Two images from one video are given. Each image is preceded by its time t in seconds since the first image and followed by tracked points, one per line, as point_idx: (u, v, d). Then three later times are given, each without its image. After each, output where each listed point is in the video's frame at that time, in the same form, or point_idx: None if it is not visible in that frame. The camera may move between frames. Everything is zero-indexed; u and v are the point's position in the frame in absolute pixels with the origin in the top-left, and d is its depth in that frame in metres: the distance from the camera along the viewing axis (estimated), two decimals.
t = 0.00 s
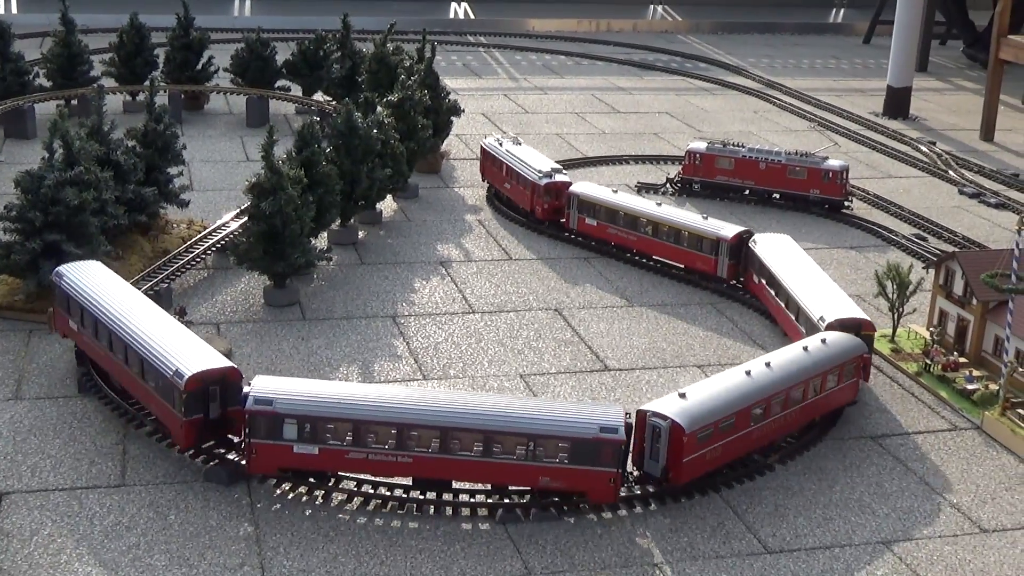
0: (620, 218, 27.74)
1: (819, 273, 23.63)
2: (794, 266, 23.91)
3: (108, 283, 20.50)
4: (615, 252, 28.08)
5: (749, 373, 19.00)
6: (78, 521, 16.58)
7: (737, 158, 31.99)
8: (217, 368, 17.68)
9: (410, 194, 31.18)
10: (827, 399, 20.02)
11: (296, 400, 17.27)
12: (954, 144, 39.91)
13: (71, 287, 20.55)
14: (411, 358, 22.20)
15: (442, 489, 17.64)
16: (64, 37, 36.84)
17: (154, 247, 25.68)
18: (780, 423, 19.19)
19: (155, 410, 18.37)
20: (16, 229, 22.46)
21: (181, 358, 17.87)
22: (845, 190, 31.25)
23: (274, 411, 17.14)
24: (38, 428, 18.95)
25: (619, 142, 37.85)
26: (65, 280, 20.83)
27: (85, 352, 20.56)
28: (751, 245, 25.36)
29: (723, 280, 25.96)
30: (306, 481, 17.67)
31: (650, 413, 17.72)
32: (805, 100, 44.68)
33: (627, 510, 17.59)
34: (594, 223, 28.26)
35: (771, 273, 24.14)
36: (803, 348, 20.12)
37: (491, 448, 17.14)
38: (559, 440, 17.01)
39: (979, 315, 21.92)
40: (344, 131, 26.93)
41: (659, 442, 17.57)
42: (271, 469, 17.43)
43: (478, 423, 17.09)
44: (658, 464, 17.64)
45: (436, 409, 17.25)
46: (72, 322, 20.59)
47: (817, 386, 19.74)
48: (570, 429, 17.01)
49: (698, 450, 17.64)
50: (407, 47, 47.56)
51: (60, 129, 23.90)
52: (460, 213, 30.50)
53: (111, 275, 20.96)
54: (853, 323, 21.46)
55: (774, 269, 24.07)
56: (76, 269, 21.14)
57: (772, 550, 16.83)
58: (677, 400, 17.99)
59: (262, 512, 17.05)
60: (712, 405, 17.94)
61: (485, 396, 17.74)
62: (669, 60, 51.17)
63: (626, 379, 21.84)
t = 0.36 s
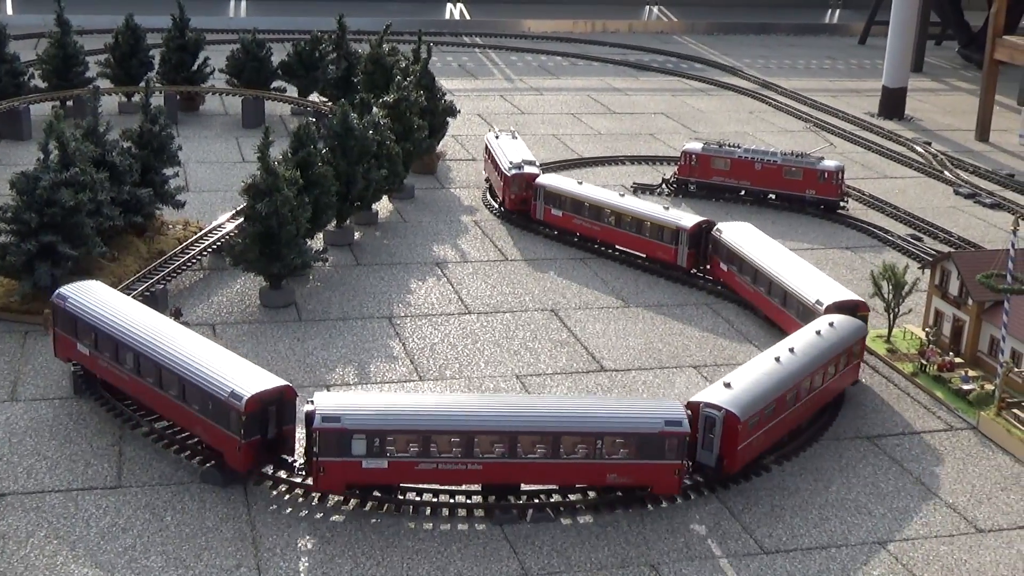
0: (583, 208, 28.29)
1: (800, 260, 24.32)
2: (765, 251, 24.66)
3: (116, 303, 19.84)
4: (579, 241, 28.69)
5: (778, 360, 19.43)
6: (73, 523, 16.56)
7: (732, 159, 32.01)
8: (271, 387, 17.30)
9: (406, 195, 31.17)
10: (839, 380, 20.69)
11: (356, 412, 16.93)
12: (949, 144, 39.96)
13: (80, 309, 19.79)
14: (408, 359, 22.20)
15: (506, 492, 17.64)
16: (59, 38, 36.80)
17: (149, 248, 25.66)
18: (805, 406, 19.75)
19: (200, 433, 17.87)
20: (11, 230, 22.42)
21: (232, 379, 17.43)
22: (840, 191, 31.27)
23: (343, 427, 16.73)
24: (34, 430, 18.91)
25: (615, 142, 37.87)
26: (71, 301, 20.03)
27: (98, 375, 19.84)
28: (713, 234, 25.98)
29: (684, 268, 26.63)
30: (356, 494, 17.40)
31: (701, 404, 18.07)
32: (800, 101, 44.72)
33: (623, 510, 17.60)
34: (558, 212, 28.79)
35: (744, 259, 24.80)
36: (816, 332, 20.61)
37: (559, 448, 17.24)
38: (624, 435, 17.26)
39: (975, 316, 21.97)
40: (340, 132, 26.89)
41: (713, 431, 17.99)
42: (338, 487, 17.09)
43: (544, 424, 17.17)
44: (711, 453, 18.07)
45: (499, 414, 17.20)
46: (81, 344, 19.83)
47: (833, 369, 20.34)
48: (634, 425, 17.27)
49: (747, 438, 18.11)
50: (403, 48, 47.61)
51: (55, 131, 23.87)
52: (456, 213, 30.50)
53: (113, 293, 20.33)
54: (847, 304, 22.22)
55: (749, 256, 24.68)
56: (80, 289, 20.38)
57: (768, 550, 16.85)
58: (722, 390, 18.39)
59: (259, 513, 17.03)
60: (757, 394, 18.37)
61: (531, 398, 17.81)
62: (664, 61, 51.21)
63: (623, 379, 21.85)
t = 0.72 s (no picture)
0: (550, 199, 28.88)
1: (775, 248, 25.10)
2: (733, 239, 25.42)
3: (138, 323, 19.33)
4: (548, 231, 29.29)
5: (797, 345, 20.07)
6: (69, 523, 16.52)
7: (728, 159, 32.04)
8: (331, 401, 17.12)
9: (402, 195, 31.14)
10: (843, 359, 21.55)
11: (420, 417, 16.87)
12: (945, 145, 39.98)
13: (102, 332, 19.21)
14: (404, 359, 22.19)
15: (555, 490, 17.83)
16: (55, 38, 36.74)
17: (145, 247, 25.62)
18: (822, 387, 20.49)
19: (256, 452, 17.56)
20: (7, 230, 22.37)
21: (289, 396, 17.19)
22: (836, 191, 31.29)
23: (418, 436, 16.67)
24: (30, 430, 18.87)
25: (611, 143, 37.86)
26: (90, 324, 19.42)
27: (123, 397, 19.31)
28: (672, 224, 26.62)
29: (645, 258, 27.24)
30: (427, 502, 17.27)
31: (743, 392, 18.62)
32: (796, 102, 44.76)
33: (619, 511, 17.60)
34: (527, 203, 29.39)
35: (712, 248, 25.52)
36: (822, 315, 21.30)
37: (625, 443, 17.64)
38: (685, 428, 17.78)
39: (971, 316, 22.00)
40: (336, 132, 26.95)
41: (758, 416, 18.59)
42: (413, 497, 17.05)
43: (605, 422, 17.48)
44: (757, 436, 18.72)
45: (559, 413, 17.45)
46: (105, 368, 19.25)
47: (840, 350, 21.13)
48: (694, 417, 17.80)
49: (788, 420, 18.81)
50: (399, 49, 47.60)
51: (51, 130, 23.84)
52: (453, 214, 30.49)
53: (128, 312, 19.82)
54: (834, 289, 23.07)
55: (718, 246, 25.38)
56: (94, 310, 19.78)
57: (764, 550, 16.85)
58: (759, 376, 18.98)
59: (255, 513, 17.02)
60: (791, 377, 19.03)
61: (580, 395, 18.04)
62: (660, 61, 51.23)
63: (619, 380, 21.84)
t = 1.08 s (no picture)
0: (521, 189, 29.34)
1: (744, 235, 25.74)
2: (701, 226, 26.00)
3: (169, 344, 18.65)
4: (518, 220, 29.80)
5: (810, 328, 20.85)
6: (65, 523, 16.50)
7: (725, 159, 32.06)
8: (400, 413, 16.89)
9: (399, 195, 31.13)
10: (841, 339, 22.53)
11: (491, 419, 16.84)
12: (941, 145, 40.01)
13: (135, 355, 18.47)
14: (401, 359, 22.18)
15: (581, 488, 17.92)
16: (51, 39, 36.70)
17: (141, 248, 25.59)
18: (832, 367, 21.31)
19: (322, 468, 17.24)
20: (4, 231, 22.35)
21: (358, 410, 16.91)
22: (833, 191, 31.30)
23: (496, 439, 16.68)
24: (26, 431, 18.84)
25: (607, 143, 37.84)
26: (119, 348, 18.62)
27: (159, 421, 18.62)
28: (633, 214, 27.11)
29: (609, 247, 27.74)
30: (497, 503, 17.30)
31: (778, 375, 19.19)
32: (792, 101, 44.77)
33: (615, 511, 17.58)
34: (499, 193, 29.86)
35: (679, 236, 26.06)
36: (818, 297, 22.21)
37: (683, 434, 17.96)
38: (739, 415, 18.20)
39: (967, 315, 22.00)
40: (333, 133, 26.97)
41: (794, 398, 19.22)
42: (489, 501, 17.04)
43: (663, 415, 17.73)
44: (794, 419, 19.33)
45: (611, 409, 17.54)
46: (140, 392, 18.50)
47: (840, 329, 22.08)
48: (748, 404, 18.26)
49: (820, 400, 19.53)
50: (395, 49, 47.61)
51: (47, 130, 23.82)
52: (450, 214, 30.48)
53: (154, 333, 19.10)
54: (813, 271, 23.78)
55: (686, 234, 25.93)
56: (118, 333, 18.95)
57: (761, 550, 16.85)
58: (785, 360, 19.63)
59: (251, 514, 17.00)
60: (817, 359, 19.77)
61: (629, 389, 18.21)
62: (657, 61, 51.25)
63: (615, 380, 21.84)
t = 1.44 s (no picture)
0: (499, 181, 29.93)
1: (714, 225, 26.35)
2: (669, 217, 26.65)
3: (213, 365, 18.16)
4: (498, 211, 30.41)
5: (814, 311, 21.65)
6: (62, 526, 16.49)
7: (721, 160, 32.07)
8: (471, 419, 16.91)
9: (395, 196, 31.12)
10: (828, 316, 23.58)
11: (562, 417, 17.07)
12: (937, 145, 40.05)
13: (181, 378, 17.90)
14: (398, 361, 22.17)
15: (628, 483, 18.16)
16: (47, 41, 36.65)
17: (138, 250, 25.57)
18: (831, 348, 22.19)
19: (392, 479, 17.13)
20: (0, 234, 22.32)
21: (430, 419, 16.87)
22: (829, 191, 31.32)
23: (571, 438, 16.87)
24: (23, 434, 18.82)
25: (604, 144, 37.85)
26: (161, 372, 17.99)
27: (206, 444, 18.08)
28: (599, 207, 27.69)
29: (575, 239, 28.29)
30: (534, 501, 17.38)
31: (805, 359, 19.90)
32: (788, 102, 44.79)
33: (612, 512, 17.59)
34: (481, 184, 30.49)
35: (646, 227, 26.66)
36: (807, 279, 23.12)
37: (732, 422, 18.48)
38: (779, 400, 18.85)
39: (964, 315, 22.01)
40: (329, 134, 26.96)
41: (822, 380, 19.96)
42: (562, 500, 17.19)
43: (711, 405, 18.19)
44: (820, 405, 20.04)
45: (661, 405, 17.85)
46: (187, 415, 17.92)
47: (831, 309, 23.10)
48: (790, 388, 18.95)
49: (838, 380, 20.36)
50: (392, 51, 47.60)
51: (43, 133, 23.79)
52: (447, 215, 30.47)
53: (191, 355, 18.54)
54: (788, 255, 24.47)
55: (655, 225, 26.54)
56: (155, 357, 18.31)
57: (759, 550, 16.87)
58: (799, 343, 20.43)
59: (249, 516, 16.99)
60: (832, 341, 20.60)
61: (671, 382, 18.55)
62: (653, 62, 51.27)
63: (613, 381, 21.84)
